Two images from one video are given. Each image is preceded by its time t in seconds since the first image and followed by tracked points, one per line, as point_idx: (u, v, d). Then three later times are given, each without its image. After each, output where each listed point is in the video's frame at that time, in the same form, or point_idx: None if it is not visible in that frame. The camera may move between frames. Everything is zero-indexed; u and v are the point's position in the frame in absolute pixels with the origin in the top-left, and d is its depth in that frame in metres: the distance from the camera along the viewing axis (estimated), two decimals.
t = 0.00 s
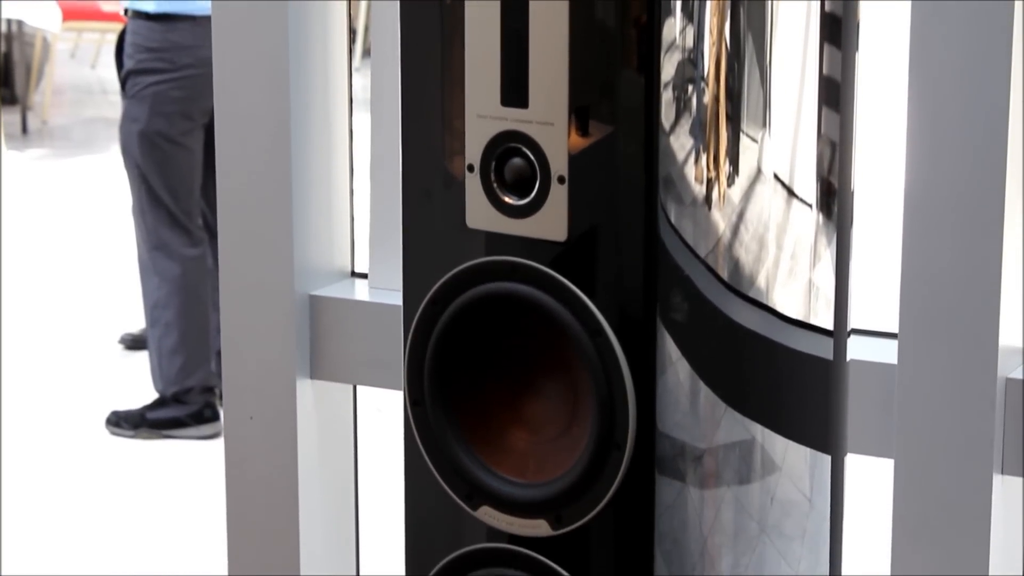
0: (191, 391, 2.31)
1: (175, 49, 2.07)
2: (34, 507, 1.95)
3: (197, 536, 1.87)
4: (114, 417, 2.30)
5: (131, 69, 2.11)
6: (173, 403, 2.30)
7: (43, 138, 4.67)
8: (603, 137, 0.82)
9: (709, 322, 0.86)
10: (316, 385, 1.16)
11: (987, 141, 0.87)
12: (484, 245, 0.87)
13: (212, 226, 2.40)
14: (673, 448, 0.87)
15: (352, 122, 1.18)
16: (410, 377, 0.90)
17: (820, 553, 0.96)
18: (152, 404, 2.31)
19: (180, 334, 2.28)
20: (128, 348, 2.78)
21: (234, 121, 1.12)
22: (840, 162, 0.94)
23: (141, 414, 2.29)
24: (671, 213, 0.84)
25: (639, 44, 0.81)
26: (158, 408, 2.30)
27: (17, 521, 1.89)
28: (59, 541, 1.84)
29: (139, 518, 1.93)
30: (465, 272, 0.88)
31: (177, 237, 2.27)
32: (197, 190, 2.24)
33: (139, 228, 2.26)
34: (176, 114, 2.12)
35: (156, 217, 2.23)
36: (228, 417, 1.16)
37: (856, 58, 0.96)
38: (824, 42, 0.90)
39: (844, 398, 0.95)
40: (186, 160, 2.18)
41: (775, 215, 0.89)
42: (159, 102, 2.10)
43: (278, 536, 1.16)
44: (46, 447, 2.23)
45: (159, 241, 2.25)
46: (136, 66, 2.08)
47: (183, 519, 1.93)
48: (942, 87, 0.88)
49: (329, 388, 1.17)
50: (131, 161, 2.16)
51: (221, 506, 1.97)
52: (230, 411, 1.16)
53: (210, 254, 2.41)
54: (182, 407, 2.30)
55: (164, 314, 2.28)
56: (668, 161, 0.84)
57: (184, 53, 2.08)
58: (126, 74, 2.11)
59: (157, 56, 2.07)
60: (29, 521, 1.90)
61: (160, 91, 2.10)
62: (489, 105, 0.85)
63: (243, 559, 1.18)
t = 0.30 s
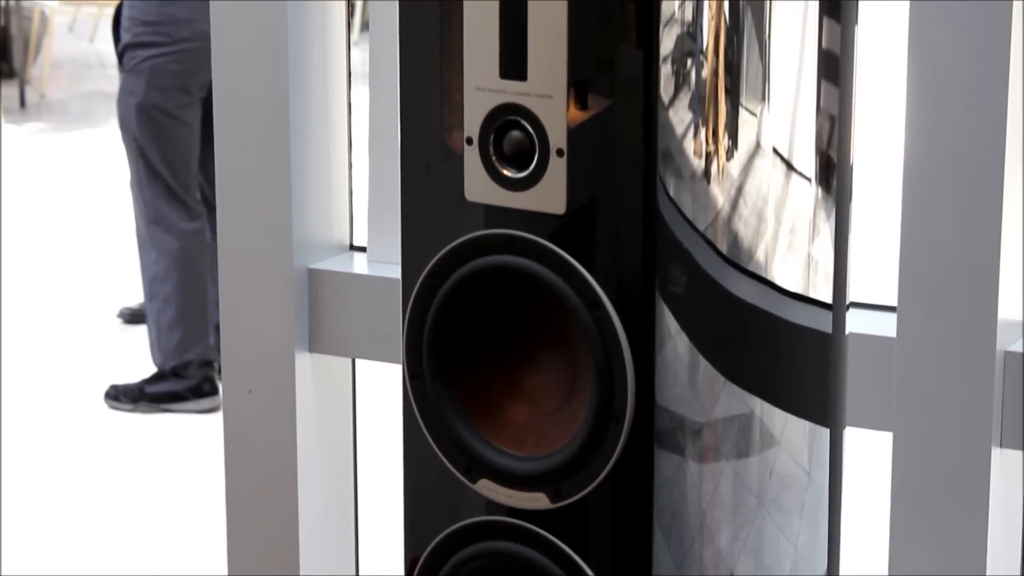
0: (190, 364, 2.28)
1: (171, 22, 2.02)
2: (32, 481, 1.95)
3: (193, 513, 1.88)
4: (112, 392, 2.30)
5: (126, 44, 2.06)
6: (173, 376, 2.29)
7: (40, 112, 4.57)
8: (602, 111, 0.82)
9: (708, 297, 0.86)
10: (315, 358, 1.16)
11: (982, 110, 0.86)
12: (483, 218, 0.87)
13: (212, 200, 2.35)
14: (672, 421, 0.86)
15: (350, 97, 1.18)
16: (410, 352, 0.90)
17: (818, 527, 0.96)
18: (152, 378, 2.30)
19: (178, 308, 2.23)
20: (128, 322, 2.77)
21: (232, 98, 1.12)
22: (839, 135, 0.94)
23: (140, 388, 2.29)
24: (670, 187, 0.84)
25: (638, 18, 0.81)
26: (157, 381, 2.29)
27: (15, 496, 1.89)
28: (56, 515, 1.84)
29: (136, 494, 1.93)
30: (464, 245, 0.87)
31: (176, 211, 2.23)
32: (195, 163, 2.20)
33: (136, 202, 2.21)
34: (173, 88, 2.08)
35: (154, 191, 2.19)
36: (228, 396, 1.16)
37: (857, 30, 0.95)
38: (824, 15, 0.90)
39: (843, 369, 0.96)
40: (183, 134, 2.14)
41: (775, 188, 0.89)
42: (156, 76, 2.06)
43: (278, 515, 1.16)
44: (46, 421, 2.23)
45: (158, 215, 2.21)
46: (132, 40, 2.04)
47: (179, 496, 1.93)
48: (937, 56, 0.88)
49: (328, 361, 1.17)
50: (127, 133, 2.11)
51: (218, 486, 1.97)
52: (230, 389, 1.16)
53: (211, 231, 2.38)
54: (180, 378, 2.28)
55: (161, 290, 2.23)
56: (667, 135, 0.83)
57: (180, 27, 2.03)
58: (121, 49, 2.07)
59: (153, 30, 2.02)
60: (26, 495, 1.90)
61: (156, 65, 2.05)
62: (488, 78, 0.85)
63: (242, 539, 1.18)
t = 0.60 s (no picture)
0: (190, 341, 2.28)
1: None
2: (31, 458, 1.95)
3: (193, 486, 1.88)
4: (110, 368, 2.28)
5: (125, 20, 2.02)
6: (173, 353, 2.27)
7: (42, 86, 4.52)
8: (602, 87, 0.82)
9: (708, 274, 0.86)
10: (315, 334, 1.16)
11: (982, 84, 0.86)
12: (483, 194, 0.87)
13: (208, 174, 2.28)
14: (672, 398, 0.86)
15: (349, 73, 1.17)
16: (410, 327, 0.90)
17: (817, 503, 0.96)
18: (151, 354, 2.28)
19: (178, 288, 2.24)
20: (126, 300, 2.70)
21: (231, 77, 1.12)
22: (839, 111, 0.94)
23: (138, 366, 2.26)
24: (670, 163, 0.84)
25: None
26: (157, 359, 2.27)
27: (16, 476, 1.90)
28: (57, 493, 1.84)
29: (137, 470, 1.93)
30: (463, 222, 0.87)
31: (174, 187, 2.20)
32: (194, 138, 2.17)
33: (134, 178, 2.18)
34: (173, 63, 2.04)
35: (153, 167, 2.16)
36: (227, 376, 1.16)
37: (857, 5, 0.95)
38: None
39: (841, 348, 0.96)
40: (181, 111, 2.11)
41: (775, 165, 0.89)
42: (155, 52, 2.02)
43: (278, 494, 1.16)
44: (47, 396, 2.23)
45: (155, 190, 2.18)
46: (132, 16, 2.00)
47: (179, 469, 1.93)
48: (937, 29, 0.87)
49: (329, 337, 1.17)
50: (126, 109, 2.09)
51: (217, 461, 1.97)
52: (229, 370, 1.16)
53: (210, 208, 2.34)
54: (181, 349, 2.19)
55: (161, 266, 2.22)
56: (667, 113, 0.83)
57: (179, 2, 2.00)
58: (120, 26, 2.03)
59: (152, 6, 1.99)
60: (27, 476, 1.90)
61: (155, 41, 2.02)
62: (488, 54, 0.85)
63: (242, 519, 1.18)
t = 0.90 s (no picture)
0: (190, 313, 2.29)
1: None
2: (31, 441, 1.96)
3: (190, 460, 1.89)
4: (109, 340, 2.22)
5: None
6: (172, 325, 2.26)
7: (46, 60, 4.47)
8: (602, 57, 0.82)
9: (708, 245, 0.86)
10: (315, 306, 1.16)
11: (982, 54, 0.86)
12: (482, 164, 0.87)
13: (208, 146, 2.33)
14: (672, 368, 0.85)
15: (349, 43, 1.16)
16: (409, 294, 0.89)
17: (817, 475, 0.96)
18: (150, 326, 2.26)
19: (178, 261, 2.25)
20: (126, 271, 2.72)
21: (229, 52, 1.11)
22: (839, 83, 0.94)
23: (139, 336, 2.23)
24: (669, 134, 0.83)
25: None
26: (157, 330, 2.25)
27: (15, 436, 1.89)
28: (55, 467, 1.84)
29: (133, 438, 1.93)
30: (463, 192, 0.87)
31: (173, 158, 2.21)
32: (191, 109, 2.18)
33: (133, 150, 2.18)
34: (171, 34, 2.07)
35: (151, 138, 2.17)
36: (227, 351, 1.17)
37: None
38: None
39: (841, 321, 0.96)
40: (178, 82, 2.12)
41: (775, 136, 0.89)
42: (152, 23, 2.05)
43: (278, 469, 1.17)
44: (48, 352, 2.22)
45: (154, 161, 2.19)
46: None
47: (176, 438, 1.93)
48: None
49: (329, 309, 1.17)
50: (124, 80, 2.10)
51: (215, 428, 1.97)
52: (229, 347, 1.16)
53: (207, 177, 2.34)
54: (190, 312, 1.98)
55: (160, 238, 2.22)
56: (666, 84, 0.82)
57: None
58: None
59: None
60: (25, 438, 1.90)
61: (153, 13, 2.05)
62: (487, 23, 0.84)
63: (241, 494, 1.19)
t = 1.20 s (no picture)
0: (190, 287, 2.31)
1: None
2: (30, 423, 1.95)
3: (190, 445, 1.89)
4: (110, 312, 2.28)
5: None
6: (172, 299, 2.30)
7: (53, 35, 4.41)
8: (602, 30, 0.82)
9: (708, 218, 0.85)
10: (315, 279, 1.16)
11: (980, 24, 0.85)
12: (481, 136, 0.86)
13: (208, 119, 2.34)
14: (672, 342, 0.86)
15: (348, 17, 1.16)
16: (409, 268, 0.90)
17: (816, 447, 0.96)
18: (150, 300, 2.30)
19: (173, 234, 2.25)
20: (124, 246, 2.71)
21: (228, 27, 1.11)
22: (839, 56, 0.93)
23: (138, 309, 2.28)
24: (669, 107, 0.83)
25: None
26: (156, 303, 2.29)
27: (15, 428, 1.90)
28: (54, 448, 1.85)
29: (133, 423, 1.94)
30: (463, 164, 0.87)
31: (173, 131, 2.22)
32: (191, 81, 2.19)
33: (133, 122, 2.21)
34: (168, 7, 2.08)
35: (151, 110, 2.19)
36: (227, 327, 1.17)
37: None
38: None
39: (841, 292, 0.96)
40: (176, 55, 2.15)
41: (775, 109, 0.88)
42: None
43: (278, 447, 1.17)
44: (49, 342, 2.23)
45: (154, 133, 2.20)
46: None
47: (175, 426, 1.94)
48: None
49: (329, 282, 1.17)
50: (123, 54, 2.13)
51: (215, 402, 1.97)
52: (230, 324, 1.16)
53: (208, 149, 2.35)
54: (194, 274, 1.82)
55: (160, 210, 2.23)
56: (666, 56, 0.82)
57: None
58: None
59: None
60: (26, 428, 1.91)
61: None
62: None
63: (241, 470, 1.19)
